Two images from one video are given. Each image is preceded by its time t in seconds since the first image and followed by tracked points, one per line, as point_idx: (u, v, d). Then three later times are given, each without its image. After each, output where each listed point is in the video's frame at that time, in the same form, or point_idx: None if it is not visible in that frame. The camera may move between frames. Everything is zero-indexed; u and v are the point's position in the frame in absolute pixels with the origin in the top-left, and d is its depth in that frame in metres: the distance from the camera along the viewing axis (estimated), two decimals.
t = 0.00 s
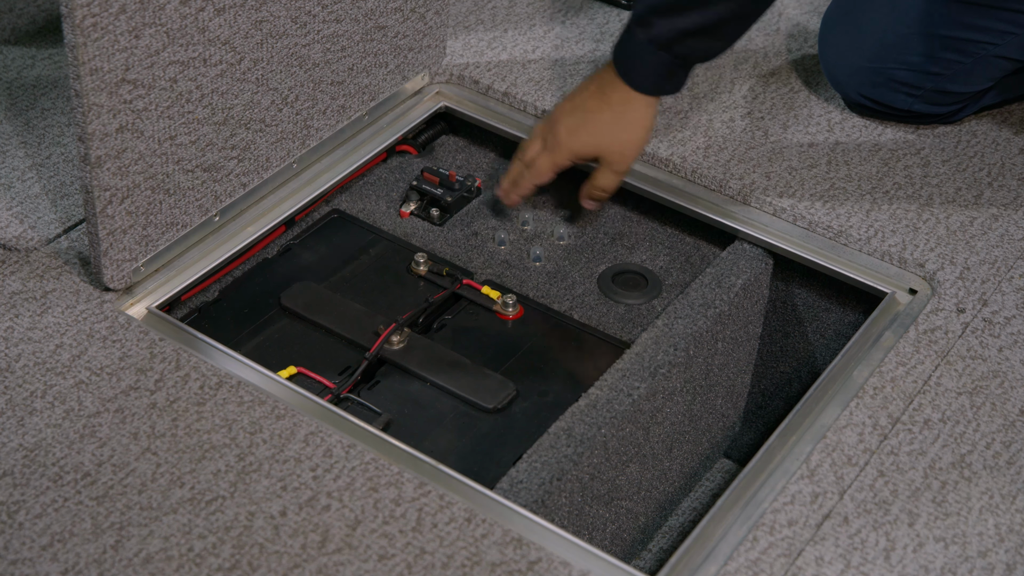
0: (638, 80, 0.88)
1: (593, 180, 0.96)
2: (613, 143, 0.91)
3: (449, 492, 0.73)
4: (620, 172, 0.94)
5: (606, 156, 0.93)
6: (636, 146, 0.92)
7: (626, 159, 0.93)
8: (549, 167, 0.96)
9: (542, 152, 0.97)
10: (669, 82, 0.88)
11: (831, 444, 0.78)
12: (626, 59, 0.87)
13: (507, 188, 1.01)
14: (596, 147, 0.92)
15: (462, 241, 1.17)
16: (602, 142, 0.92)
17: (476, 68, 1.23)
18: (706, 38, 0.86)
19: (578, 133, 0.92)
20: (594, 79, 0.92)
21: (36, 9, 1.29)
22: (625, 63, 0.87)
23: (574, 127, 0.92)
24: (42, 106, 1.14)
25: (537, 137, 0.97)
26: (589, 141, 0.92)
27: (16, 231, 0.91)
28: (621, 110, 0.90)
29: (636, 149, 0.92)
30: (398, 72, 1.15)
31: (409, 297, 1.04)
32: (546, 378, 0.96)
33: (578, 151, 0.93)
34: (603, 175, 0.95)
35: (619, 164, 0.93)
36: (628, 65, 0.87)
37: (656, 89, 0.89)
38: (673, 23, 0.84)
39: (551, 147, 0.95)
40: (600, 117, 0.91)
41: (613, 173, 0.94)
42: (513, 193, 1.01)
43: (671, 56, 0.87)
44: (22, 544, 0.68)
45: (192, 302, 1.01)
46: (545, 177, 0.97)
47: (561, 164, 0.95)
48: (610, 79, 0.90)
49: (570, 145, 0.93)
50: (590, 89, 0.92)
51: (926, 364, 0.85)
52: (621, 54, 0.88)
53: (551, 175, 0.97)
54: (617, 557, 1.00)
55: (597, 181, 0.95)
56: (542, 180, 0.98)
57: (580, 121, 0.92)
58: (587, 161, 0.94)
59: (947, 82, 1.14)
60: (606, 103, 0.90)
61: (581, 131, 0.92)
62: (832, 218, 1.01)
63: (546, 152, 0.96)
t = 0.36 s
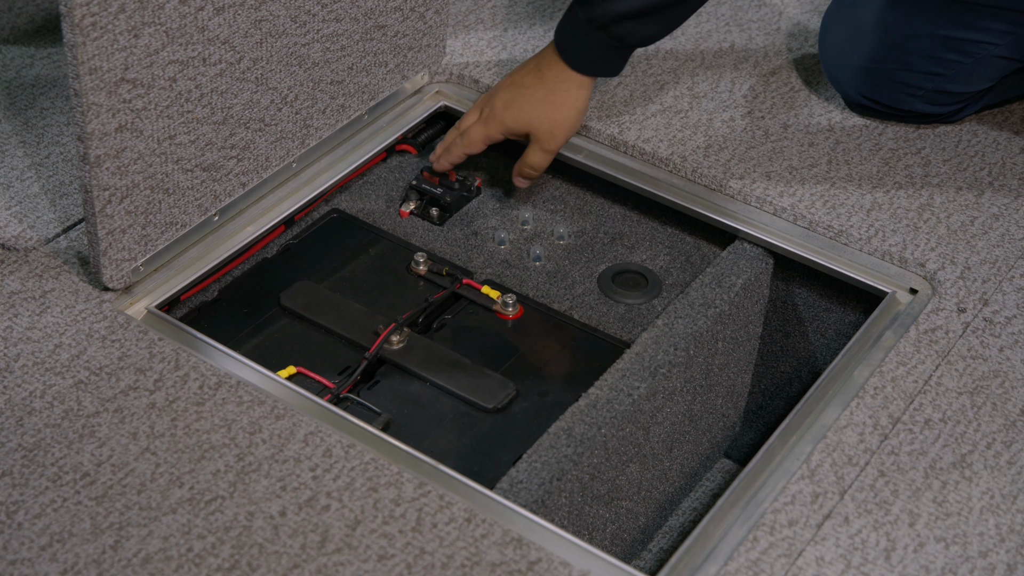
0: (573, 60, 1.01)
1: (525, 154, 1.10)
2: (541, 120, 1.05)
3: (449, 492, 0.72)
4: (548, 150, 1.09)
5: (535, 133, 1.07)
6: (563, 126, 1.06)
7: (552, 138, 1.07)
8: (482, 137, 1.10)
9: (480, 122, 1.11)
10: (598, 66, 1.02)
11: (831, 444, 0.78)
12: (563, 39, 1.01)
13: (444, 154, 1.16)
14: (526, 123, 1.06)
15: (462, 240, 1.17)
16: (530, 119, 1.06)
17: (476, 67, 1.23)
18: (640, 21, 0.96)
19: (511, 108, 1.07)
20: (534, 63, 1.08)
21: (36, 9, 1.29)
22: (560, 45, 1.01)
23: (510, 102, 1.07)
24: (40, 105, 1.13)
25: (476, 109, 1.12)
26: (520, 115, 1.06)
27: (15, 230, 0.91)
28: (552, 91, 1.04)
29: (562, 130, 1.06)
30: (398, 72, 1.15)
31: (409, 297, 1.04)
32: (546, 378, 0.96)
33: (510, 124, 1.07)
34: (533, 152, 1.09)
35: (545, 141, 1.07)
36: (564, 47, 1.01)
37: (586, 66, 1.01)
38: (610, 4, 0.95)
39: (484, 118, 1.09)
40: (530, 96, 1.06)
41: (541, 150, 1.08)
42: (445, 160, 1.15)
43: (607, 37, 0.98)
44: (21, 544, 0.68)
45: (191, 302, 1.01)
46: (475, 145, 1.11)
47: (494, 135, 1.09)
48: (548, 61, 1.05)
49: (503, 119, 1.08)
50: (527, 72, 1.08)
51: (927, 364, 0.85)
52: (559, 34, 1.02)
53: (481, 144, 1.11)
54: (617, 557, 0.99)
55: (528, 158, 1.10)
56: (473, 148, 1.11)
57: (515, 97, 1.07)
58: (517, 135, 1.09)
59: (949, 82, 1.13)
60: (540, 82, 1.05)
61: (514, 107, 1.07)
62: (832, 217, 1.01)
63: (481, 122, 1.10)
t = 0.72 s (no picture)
0: (575, 53, 0.98)
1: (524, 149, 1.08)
2: (541, 113, 1.03)
3: (448, 492, 0.72)
4: (547, 143, 1.06)
5: (534, 126, 1.05)
6: (563, 118, 1.03)
7: (553, 132, 1.04)
8: (480, 131, 1.09)
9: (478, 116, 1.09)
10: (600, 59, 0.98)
11: (832, 444, 0.78)
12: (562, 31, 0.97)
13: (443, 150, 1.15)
14: (525, 117, 1.04)
15: (462, 240, 1.17)
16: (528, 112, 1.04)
17: (476, 66, 1.23)
18: (644, 12, 0.92)
19: (510, 100, 1.05)
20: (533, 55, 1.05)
21: (34, 8, 1.29)
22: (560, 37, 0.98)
23: (509, 94, 1.05)
24: (40, 104, 1.13)
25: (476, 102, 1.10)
26: (518, 109, 1.04)
27: (13, 230, 0.91)
28: (552, 81, 1.01)
29: (561, 122, 1.03)
30: (397, 71, 1.15)
31: (409, 297, 1.04)
32: (545, 378, 0.96)
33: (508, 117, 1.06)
34: (532, 146, 1.06)
35: (544, 135, 1.05)
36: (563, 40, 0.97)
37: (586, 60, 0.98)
38: None
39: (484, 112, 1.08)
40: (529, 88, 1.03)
41: (540, 143, 1.06)
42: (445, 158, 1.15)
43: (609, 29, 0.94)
44: (20, 544, 0.67)
45: (190, 302, 1.01)
46: (473, 139, 1.10)
47: (492, 127, 1.08)
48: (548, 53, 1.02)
49: (501, 112, 1.06)
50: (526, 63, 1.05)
51: (928, 364, 0.85)
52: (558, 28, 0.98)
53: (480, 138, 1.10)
54: (617, 557, 0.99)
55: (526, 152, 1.07)
56: (471, 142, 1.10)
57: (513, 90, 1.05)
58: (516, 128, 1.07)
59: (950, 81, 1.13)
60: (540, 74, 1.02)
61: (513, 100, 1.04)
62: (833, 217, 1.01)
63: (480, 116, 1.09)
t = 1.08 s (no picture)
0: (724, 99, 0.85)
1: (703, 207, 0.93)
2: (716, 173, 0.89)
3: (448, 493, 0.72)
4: (728, 195, 0.92)
5: (715, 184, 0.90)
6: (738, 169, 0.90)
7: (732, 182, 0.91)
8: (660, 214, 0.92)
9: (643, 201, 0.94)
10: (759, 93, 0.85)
11: (833, 444, 0.78)
12: (709, 82, 0.85)
13: (621, 249, 0.99)
14: (703, 178, 0.89)
15: (462, 239, 1.16)
16: (710, 172, 0.89)
17: (476, 65, 1.23)
18: (791, 42, 0.80)
19: (682, 168, 0.89)
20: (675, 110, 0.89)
21: (34, 8, 1.28)
22: (708, 87, 0.85)
23: (676, 164, 0.89)
24: (39, 104, 1.13)
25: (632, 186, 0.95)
26: (696, 173, 0.89)
27: (12, 230, 0.90)
28: (720, 135, 0.87)
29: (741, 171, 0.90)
30: (397, 70, 1.15)
31: (409, 296, 1.04)
32: (545, 377, 0.96)
33: (686, 188, 0.90)
34: (715, 203, 0.92)
35: (726, 190, 0.91)
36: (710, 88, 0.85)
37: (744, 104, 0.85)
38: (754, 32, 0.80)
39: (655, 191, 0.91)
40: (700, 151, 0.88)
41: (721, 198, 0.92)
42: (626, 256, 0.99)
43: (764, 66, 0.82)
44: (20, 544, 0.67)
45: (190, 301, 1.01)
46: (655, 225, 0.93)
47: (674, 205, 0.91)
48: (694, 109, 0.87)
49: (678, 185, 0.89)
50: (671, 122, 0.89)
51: (928, 363, 0.85)
52: (702, 77, 0.85)
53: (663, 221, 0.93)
54: (617, 558, 0.99)
55: (709, 210, 0.93)
56: (654, 230, 0.94)
57: (677, 156, 0.89)
58: (694, 194, 0.92)
59: (952, 81, 1.13)
60: (698, 132, 0.88)
61: (683, 167, 0.89)
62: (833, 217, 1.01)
63: (650, 199, 0.92)
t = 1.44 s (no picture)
0: (746, 121, 0.94)
1: (727, 224, 1.01)
2: (741, 195, 0.97)
3: (448, 493, 0.72)
4: (754, 215, 0.99)
5: (740, 205, 0.98)
6: (763, 188, 0.97)
7: (758, 202, 0.98)
8: (686, 232, 1.00)
9: (671, 217, 1.01)
10: (781, 119, 0.94)
11: (833, 444, 0.78)
12: (734, 107, 0.94)
13: (645, 262, 1.06)
14: (726, 201, 0.97)
15: (463, 239, 1.16)
16: (735, 195, 0.97)
17: (476, 65, 1.23)
18: (814, 72, 0.90)
19: (708, 191, 0.97)
20: (700, 135, 0.98)
21: (33, 7, 1.28)
22: (733, 113, 0.94)
23: (701, 186, 0.97)
24: (38, 103, 1.13)
25: (664, 203, 1.01)
26: (720, 196, 0.97)
27: (12, 229, 0.90)
28: (743, 160, 0.96)
29: (765, 192, 0.97)
30: (397, 70, 1.15)
31: (409, 296, 1.04)
32: (545, 377, 0.95)
33: (711, 210, 0.98)
34: (739, 223, 1.00)
35: (750, 211, 0.98)
36: (736, 115, 0.94)
37: (764, 126, 0.94)
38: (782, 61, 0.90)
39: (682, 211, 0.99)
40: (723, 174, 0.96)
41: (747, 218, 0.99)
42: (649, 268, 1.06)
43: (787, 94, 0.92)
44: (19, 544, 0.67)
45: (189, 301, 1.01)
46: (680, 241, 1.01)
47: (699, 224, 0.99)
48: (719, 137, 0.97)
49: (704, 206, 0.97)
50: (695, 150, 0.98)
51: (929, 363, 0.85)
52: (727, 102, 0.95)
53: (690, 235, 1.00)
54: (617, 558, 0.99)
55: (734, 227, 1.01)
56: (679, 246, 1.01)
57: (703, 181, 0.97)
58: (719, 214, 0.99)
59: (955, 82, 1.12)
60: (725, 158, 0.96)
61: (708, 190, 0.97)
62: (834, 216, 1.01)
63: (678, 217, 0.99)
